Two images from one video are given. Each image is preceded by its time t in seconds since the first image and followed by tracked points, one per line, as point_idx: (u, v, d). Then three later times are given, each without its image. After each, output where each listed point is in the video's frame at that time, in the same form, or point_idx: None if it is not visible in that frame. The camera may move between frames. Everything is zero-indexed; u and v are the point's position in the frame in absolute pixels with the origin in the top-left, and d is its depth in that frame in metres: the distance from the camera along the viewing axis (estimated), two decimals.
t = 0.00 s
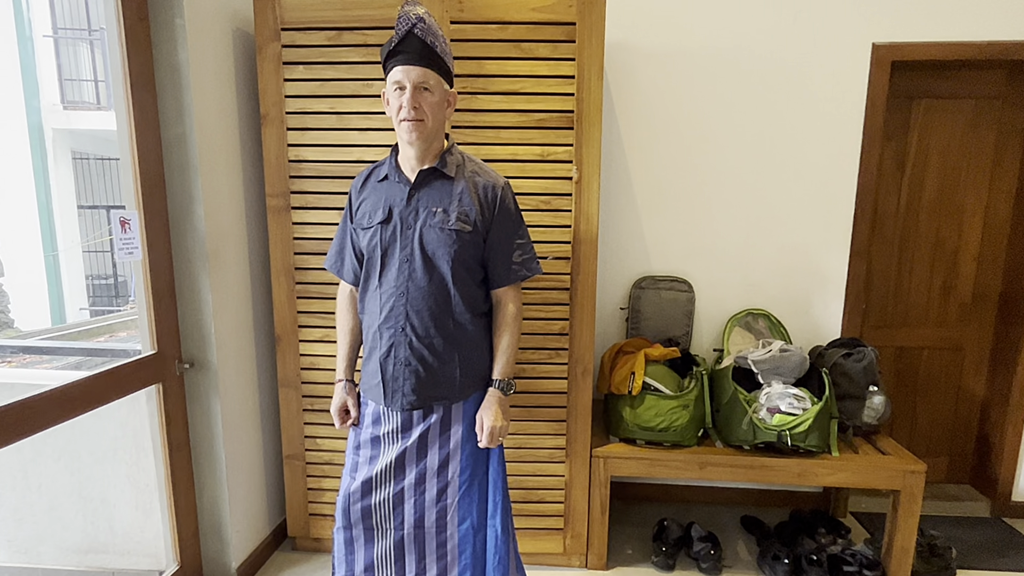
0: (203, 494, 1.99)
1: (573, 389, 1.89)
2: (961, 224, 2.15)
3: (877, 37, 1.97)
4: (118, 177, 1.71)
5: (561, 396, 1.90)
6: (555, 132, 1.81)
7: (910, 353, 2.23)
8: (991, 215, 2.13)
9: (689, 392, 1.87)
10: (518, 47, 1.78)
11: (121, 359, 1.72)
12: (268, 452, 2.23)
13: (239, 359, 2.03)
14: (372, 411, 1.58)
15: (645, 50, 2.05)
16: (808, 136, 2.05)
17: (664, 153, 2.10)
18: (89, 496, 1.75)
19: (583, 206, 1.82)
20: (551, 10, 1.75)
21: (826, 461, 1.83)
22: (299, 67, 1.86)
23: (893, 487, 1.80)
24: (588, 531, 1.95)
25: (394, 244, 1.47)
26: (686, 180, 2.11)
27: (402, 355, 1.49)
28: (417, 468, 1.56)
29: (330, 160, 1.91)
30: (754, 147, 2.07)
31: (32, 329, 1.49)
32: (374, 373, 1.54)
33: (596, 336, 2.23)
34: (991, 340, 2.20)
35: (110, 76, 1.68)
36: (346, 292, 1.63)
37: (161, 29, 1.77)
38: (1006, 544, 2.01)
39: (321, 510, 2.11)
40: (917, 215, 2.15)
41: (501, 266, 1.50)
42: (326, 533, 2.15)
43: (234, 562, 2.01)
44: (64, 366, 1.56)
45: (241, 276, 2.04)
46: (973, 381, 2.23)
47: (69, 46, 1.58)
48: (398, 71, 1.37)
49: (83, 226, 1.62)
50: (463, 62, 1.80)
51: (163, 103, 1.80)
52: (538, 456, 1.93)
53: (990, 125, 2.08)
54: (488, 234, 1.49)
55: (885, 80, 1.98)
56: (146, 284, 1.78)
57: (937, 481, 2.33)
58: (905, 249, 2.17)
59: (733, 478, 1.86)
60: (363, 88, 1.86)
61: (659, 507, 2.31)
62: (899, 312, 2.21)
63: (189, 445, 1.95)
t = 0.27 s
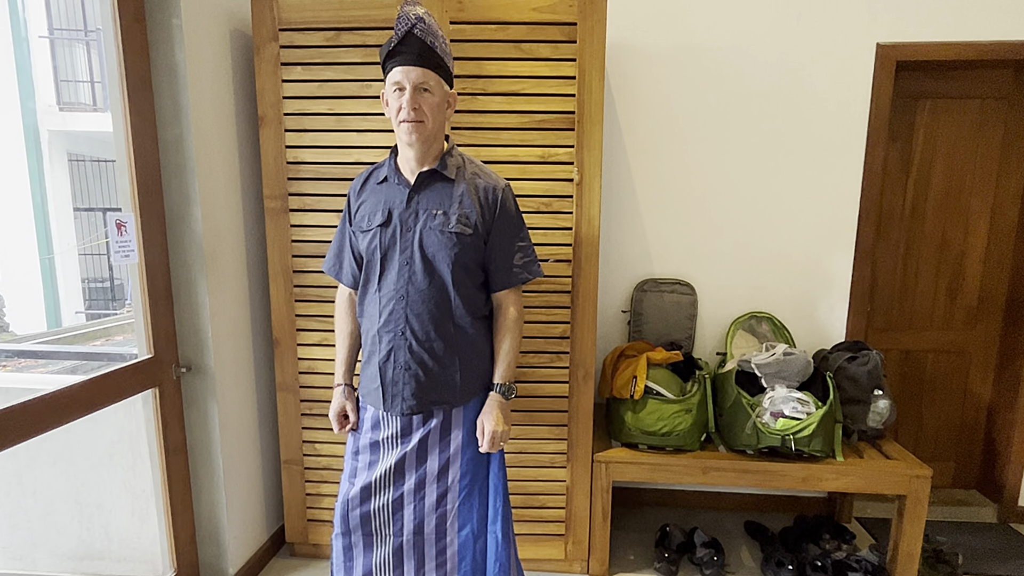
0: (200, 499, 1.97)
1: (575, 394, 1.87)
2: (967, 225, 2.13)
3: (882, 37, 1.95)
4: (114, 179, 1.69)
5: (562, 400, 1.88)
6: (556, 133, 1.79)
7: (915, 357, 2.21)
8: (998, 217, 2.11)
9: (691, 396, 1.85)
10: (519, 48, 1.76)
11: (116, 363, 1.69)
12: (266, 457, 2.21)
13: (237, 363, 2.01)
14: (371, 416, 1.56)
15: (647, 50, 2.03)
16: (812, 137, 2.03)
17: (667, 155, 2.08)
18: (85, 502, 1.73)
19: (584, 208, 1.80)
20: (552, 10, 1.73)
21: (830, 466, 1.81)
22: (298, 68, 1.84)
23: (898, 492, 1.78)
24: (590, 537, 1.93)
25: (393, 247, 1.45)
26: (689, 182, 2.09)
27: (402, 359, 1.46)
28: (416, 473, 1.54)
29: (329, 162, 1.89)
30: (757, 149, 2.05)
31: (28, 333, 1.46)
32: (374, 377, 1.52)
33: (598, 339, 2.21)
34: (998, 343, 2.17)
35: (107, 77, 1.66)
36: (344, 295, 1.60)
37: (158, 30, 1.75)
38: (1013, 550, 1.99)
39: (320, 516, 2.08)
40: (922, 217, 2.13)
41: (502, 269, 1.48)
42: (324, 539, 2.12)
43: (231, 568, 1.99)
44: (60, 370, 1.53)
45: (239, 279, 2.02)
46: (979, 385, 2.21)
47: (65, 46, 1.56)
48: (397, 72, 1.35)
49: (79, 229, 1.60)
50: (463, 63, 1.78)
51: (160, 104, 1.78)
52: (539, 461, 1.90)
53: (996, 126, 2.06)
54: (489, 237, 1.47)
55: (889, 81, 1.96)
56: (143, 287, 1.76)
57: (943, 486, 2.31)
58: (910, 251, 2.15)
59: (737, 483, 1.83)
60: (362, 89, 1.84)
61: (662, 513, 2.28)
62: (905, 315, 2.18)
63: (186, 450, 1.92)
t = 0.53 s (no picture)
0: (197, 505, 1.94)
1: (576, 398, 1.85)
2: (971, 227, 2.11)
3: (886, 38, 1.94)
4: (109, 181, 1.67)
5: (563, 405, 1.86)
6: (556, 135, 1.77)
7: (920, 360, 2.18)
8: (1003, 219, 2.09)
9: (693, 401, 1.83)
10: (518, 49, 1.74)
11: (112, 367, 1.67)
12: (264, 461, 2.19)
13: (234, 367, 1.99)
14: (370, 421, 1.54)
15: (648, 51, 2.01)
16: (815, 138, 2.01)
17: (668, 156, 2.06)
18: (80, 507, 1.67)
19: (585, 211, 1.78)
20: (552, 10, 1.71)
21: (834, 472, 1.79)
22: (295, 69, 1.82)
23: (903, 497, 1.76)
24: (592, 543, 1.91)
25: (392, 250, 1.43)
26: (691, 184, 2.07)
27: (401, 364, 1.44)
28: (416, 479, 1.52)
29: (327, 164, 1.87)
30: (760, 150, 2.03)
31: (23, 336, 1.43)
32: (372, 382, 1.50)
33: (599, 343, 2.19)
34: (1003, 346, 2.15)
35: (102, 79, 1.65)
36: (342, 299, 1.58)
37: (154, 31, 1.73)
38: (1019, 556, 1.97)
39: (318, 522, 2.06)
40: (927, 219, 2.11)
41: (502, 272, 1.46)
42: (323, 545, 2.10)
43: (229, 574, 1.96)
44: (55, 374, 1.51)
45: (236, 282, 2.00)
46: (985, 388, 2.19)
47: (60, 47, 1.54)
48: (397, 73, 1.33)
49: (74, 232, 1.58)
50: (462, 64, 1.77)
51: (156, 106, 1.76)
52: (540, 466, 1.88)
53: (1001, 127, 2.04)
54: (489, 240, 1.45)
55: (894, 81, 1.94)
56: (139, 290, 1.74)
57: (949, 491, 2.28)
58: (915, 253, 2.13)
59: (740, 489, 1.81)
60: (360, 91, 1.82)
61: (664, 519, 2.26)
62: (909, 318, 2.16)
63: (182, 455, 1.90)
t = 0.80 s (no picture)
0: (193, 510, 1.92)
1: (576, 402, 1.83)
2: (976, 230, 2.09)
3: (890, 38, 1.92)
4: (105, 182, 1.65)
5: (563, 409, 1.84)
6: (556, 136, 1.75)
7: (925, 364, 2.16)
8: (1008, 220, 2.08)
9: (695, 405, 1.81)
10: (518, 49, 1.72)
11: (107, 371, 1.65)
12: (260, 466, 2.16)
13: (230, 370, 1.97)
14: (368, 425, 1.51)
15: (649, 51, 2.00)
16: (819, 139, 1.99)
17: (669, 158, 2.04)
18: (74, 513, 1.64)
19: (585, 213, 1.76)
20: (553, 10, 1.69)
21: (838, 477, 1.77)
22: (293, 69, 1.80)
23: (908, 502, 1.74)
24: (593, 549, 1.88)
25: (391, 252, 1.41)
26: (693, 186, 2.05)
27: (400, 367, 1.42)
28: (414, 484, 1.48)
29: (325, 165, 1.85)
30: (763, 151, 2.01)
31: (16, 340, 1.41)
32: (371, 385, 1.48)
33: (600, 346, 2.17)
34: (1009, 350, 2.13)
35: (97, 79, 1.63)
36: (340, 302, 1.56)
37: (150, 31, 1.71)
38: None
39: (316, 527, 2.03)
40: (931, 221, 2.09)
41: (502, 274, 1.44)
42: (320, 551, 2.07)
43: None
44: (49, 378, 1.48)
45: (233, 285, 1.97)
46: (991, 392, 2.17)
47: (55, 47, 1.52)
48: (395, 73, 1.31)
49: (69, 234, 1.56)
50: (461, 64, 1.75)
51: (152, 107, 1.74)
52: (540, 471, 1.86)
53: (1006, 128, 2.03)
54: (489, 241, 1.43)
55: (898, 82, 1.93)
56: (135, 293, 1.72)
57: (954, 497, 2.26)
58: (919, 256, 2.11)
59: (743, 494, 1.79)
60: (358, 91, 1.80)
61: (666, 524, 2.24)
62: (914, 321, 2.14)
63: (178, 459, 1.88)
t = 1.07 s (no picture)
0: (187, 516, 1.90)
1: (576, 407, 1.81)
2: (980, 233, 2.07)
3: (892, 39, 1.90)
4: (99, 184, 1.63)
5: (562, 413, 1.82)
6: (555, 137, 1.73)
7: (928, 368, 2.14)
8: (1012, 223, 2.06)
9: (696, 409, 1.79)
10: (517, 49, 1.70)
11: (101, 376, 1.62)
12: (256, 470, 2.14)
13: (226, 374, 1.94)
14: (365, 430, 1.49)
15: (649, 52, 1.98)
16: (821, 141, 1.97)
17: (670, 159, 2.02)
18: (67, 519, 1.62)
19: (585, 215, 1.74)
20: (551, 10, 1.67)
21: (841, 482, 1.75)
22: (289, 70, 1.79)
23: (912, 507, 1.71)
24: (592, 555, 1.86)
25: (387, 255, 1.39)
26: (693, 188, 2.03)
27: (396, 371, 1.40)
28: (411, 489, 1.46)
29: (321, 167, 1.83)
30: (765, 153, 1.99)
31: (8, 344, 1.38)
32: (367, 390, 1.46)
33: (600, 350, 2.15)
34: (1013, 354, 2.12)
35: (91, 79, 1.60)
36: (336, 305, 1.54)
37: (144, 31, 1.69)
38: None
39: (312, 534, 2.01)
40: (935, 224, 2.07)
41: (499, 277, 1.41)
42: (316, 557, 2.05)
43: None
44: (42, 382, 1.46)
45: (228, 287, 1.95)
46: (994, 397, 2.15)
47: (49, 47, 1.50)
48: (392, 74, 1.29)
49: (62, 236, 1.53)
50: (459, 65, 1.73)
51: (147, 107, 1.72)
52: (539, 476, 1.84)
53: (1009, 130, 2.01)
54: (486, 244, 1.41)
55: (900, 83, 1.91)
56: (129, 296, 1.70)
57: (958, 502, 2.24)
58: (922, 259, 2.09)
59: (744, 499, 1.77)
60: (355, 92, 1.78)
61: (666, 530, 2.21)
62: (917, 325, 2.12)
63: (173, 464, 1.86)
